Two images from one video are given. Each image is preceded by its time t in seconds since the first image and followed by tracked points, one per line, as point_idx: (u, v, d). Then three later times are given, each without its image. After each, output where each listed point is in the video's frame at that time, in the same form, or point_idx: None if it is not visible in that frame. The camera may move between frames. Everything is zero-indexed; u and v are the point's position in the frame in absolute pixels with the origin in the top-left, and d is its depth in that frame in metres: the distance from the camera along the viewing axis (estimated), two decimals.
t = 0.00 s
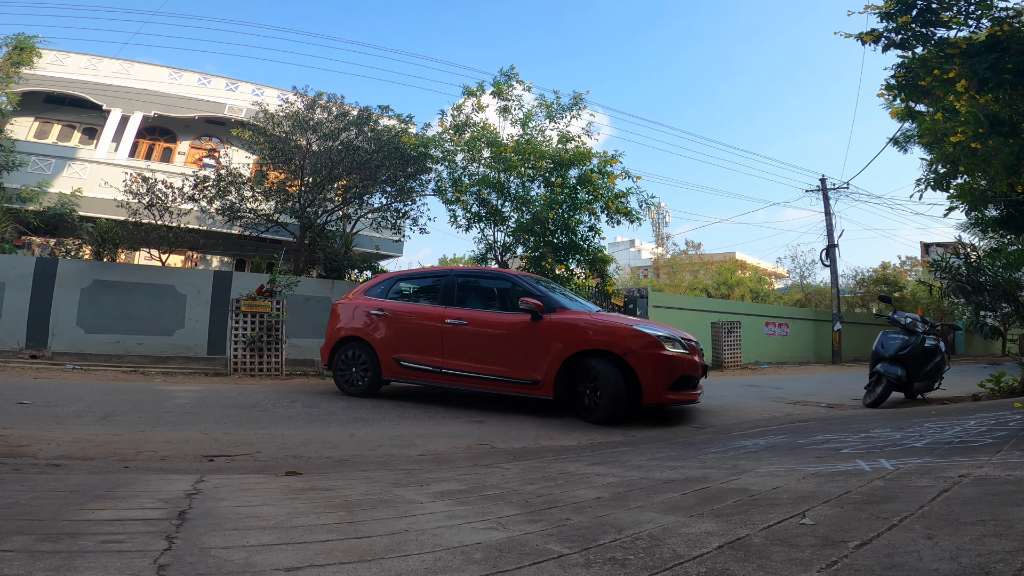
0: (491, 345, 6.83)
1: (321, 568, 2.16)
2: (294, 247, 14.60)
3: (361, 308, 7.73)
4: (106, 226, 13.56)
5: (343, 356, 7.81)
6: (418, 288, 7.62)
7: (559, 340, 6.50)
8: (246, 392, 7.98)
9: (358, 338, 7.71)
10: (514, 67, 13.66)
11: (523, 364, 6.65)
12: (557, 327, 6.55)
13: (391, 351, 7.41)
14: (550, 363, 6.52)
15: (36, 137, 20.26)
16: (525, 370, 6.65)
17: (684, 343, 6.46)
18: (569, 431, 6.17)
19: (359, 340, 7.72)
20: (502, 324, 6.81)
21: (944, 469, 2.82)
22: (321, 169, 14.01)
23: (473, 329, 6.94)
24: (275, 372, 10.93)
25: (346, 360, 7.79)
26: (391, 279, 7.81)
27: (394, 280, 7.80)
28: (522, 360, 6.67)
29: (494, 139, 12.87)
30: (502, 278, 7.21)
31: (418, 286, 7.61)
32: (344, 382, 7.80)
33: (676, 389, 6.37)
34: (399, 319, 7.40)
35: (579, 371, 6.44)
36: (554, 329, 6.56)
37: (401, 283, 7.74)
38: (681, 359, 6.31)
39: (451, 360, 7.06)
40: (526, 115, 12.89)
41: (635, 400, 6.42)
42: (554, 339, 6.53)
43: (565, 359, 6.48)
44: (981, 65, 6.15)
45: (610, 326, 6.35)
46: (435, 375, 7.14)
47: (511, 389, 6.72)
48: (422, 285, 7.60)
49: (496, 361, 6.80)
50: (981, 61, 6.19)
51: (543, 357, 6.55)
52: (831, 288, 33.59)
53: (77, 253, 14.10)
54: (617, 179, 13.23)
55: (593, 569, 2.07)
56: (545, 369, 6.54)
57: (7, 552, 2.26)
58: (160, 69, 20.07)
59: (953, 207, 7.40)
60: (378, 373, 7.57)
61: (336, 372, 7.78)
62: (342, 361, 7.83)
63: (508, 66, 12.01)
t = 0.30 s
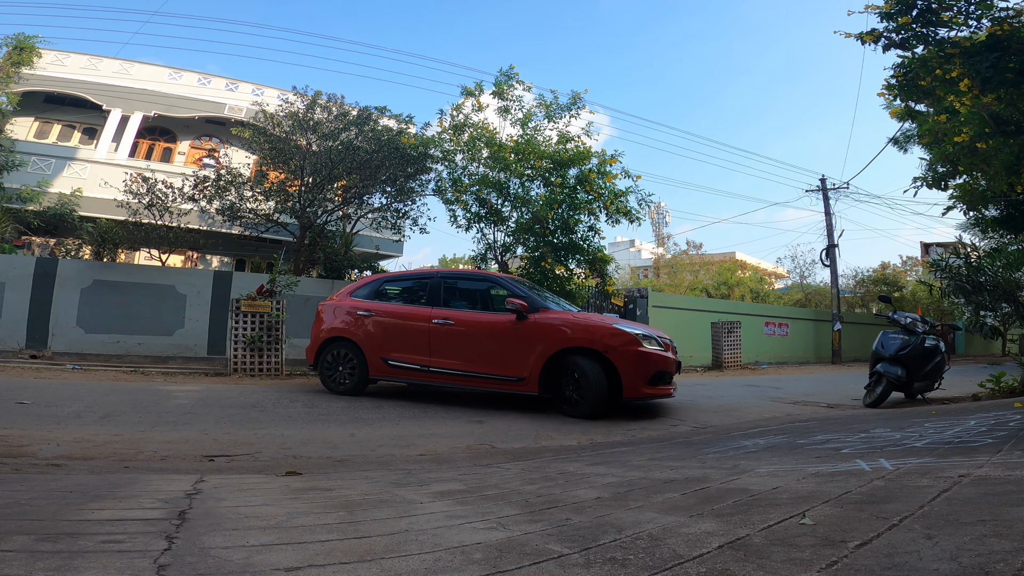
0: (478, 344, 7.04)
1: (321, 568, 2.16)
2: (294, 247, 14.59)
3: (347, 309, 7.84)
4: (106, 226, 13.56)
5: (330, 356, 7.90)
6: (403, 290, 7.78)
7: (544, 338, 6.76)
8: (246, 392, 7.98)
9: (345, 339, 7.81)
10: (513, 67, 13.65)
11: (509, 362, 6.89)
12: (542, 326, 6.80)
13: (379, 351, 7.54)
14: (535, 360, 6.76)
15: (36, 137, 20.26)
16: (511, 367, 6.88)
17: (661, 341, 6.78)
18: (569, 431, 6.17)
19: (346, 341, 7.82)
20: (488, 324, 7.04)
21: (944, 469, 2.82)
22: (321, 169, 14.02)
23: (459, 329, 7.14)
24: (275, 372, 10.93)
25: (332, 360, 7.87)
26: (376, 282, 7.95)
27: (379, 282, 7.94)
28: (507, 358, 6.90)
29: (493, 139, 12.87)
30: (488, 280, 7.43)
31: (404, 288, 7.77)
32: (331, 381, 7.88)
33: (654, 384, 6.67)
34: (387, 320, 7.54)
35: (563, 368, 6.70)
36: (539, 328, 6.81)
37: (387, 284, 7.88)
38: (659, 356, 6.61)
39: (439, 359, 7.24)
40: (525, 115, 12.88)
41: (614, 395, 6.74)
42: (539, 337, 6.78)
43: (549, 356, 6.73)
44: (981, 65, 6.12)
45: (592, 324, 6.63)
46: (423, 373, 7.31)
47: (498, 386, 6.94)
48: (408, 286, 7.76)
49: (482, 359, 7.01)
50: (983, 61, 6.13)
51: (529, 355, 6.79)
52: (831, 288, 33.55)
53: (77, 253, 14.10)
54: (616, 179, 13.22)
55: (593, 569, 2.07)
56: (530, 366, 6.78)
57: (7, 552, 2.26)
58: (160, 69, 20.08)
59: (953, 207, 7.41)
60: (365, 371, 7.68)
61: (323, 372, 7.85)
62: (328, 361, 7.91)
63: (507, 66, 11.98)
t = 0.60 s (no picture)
0: (464, 343, 7.20)
1: (322, 568, 2.17)
2: (294, 246, 14.57)
3: (332, 309, 7.83)
4: (106, 226, 13.56)
5: (314, 356, 7.88)
6: (388, 290, 7.83)
7: (529, 338, 6.98)
8: (246, 392, 7.98)
9: (330, 338, 7.81)
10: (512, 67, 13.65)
11: (495, 361, 7.08)
12: (528, 325, 7.02)
13: (366, 349, 7.59)
14: (521, 359, 6.98)
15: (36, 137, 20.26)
16: (497, 365, 7.08)
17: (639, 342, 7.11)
18: (568, 431, 6.18)
19: (331, 340, 7.83)
20: (474, 325, 7.20)
21: (943, 469, 2.83)
22: (321, 169, 14.02)
23: (446, 329, 7.28)
24: (275, 372, 10.92)
25: (318, 360, 7.86)
26: (361, 282, 7.98)
27: (363, 282, 7.98)
28: (494, 357, 7.09)
29: (492, 139, 12.87)
30: (476, 281, 7.58)
31: (389, 288, 7.83)
32: (316, 380, 7.85)
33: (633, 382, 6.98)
34: (374, 319, 7.59)
35: (548, 366, 6.94)
36: (524, 328, 7.03)
37: (372, 283, 7.92)
38: (638, 355, 6.93)
39: (426, 358, 7.35)
40: (525, 115, 12.87)
41: (596, 392, 7.02)
42: (524, 337, 7.00)
43: (535, 356, 6.96)
44: (980, 65, 6.13)
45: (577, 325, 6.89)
46: (411, 372, 7.41)
47: (485, 384, 7.13)
48: (395, 285, 7.83)
49: (469, 359, 7.18)
50: (982, 61, 6.15)
51: (515, 354, 7.00)
52: (831, 288, 33.53)
53: (77, 253, 14.10)
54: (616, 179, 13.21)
55: (594, 569, 2.07)
56: (516, 365, 7.00)
57: (7, 551, 2.26)
58: (160, 69, 20.08)
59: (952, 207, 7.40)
60: (352, 370, 7.70)
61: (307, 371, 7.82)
62: (313, 360, 7.89)
63: (506, 67, 11.98)
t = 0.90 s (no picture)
0: (452, 343, 7.28)
1: (321, 568, 2.16)
2: (294, 246, 14.57)
3: (319, 308, 7.80)
4: (106, 226, 13.56)
5: (301, 356, 7.84)
6: (375, 290, 7.84)
7: (516, 337, 7.11)
8: (246, 392, 7.98)
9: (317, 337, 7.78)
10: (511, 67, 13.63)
11: (483, 359, 7.18)
12: (515, 326, 7.16)
13: (354, 349, 7.59)
14: (509, 358, 7.11)
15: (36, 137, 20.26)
16: (485, 364, 7.19)
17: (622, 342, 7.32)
18: (568, 430, 6.19)
19: (318, 340, 7.80)
20: (463, 325, 7.28)
21: (944, 469, 2.83)
22: (321, 169, 14.01)
23: (435, 329, 7.34)
24: (275, 372, 10.92)
25: (305, 359, 7.82)
26: (347, 282, 7.96)
27: (350, 282, 7.97)
28: (481, 356, 7.20)
29: (491, 139, 12.87)
30: (464, 282, 7.65)
31: (376, 288, 7.84)
32: (304, 380, 7.81)
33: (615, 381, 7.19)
34: (362, 319, 7.59)
35: (535, 364, 7.10)
36: (511, 328, 7.16)
37: (358, 283, 7.92)
38: (621, 355, 7.14)
39: (415, 357, 7.40)
40: (524, 115, 12.86)
41: (580, 390, 7.21)
42: (511, 337, 7.12)
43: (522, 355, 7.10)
44: (978, 66, 6.13)
45: (563, 325, 7.05)
46: (399, 371, 7.45)
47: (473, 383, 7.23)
48: (382, 286, 7.84)
49: (456, 358, 7.26)
50: (980, 61, 6.13)
51: (503, 353, 7.13)
52: (831, 288, 33.52)
53: (77, 253, 14.11)
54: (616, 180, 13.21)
55: (594, 569, 2.07)
56: (504, 363, 7.12)
57: (7, 552, 2.26)
58: (160, 69, 20.08)
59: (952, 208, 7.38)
60: (340, 368, 7.70)
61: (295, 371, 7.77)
62: (299, 360, 7.85)
63: (505, 66, 11.98)
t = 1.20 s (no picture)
0: (444, 342, 7.30)
1: (321, 568, 2.16)
2: (294, 246, 14.57)
3: (310, 309, 7.76)
4: (106, 226, 13.56)
5: (293, 356, 7.81)
6: (365, 290, 7.83)
7: (506, 336, 7.16)
8: (246, 392, 7.97)
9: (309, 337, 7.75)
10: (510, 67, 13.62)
11: (474, 358, 7.22)
12: (505, 324, 7.20)
13: (346, 348, 7.57)
14: (500, 356, 7.16)
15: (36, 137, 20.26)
16: (476, 362, 7.22)
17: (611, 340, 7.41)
18: (568, 430, 6.19)
19: (310, 340, 7.78)
20: (454, 324, 7.31)
21: (943, 469, 2.83)
22: (321, 169, 14.00)
23: (426, 328, 7.35)
24: (274, 372, 10.92)
25: (297, 359, 7.80)
26: (337, 282, 7.93)
27: (340, 283, 7.94)
28: (472, 354, 7.23)
29: (491, 139, 12.87)
30: (454, 281, 7.65)
31: (366, 288, 7.83)
32: (296, 380, 7.78)
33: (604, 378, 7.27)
34: (353, 318, 7.58)
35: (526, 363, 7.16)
36: (501, 327, 7.20)
37: (349, 284, 7.90)
38: (610, 352, 7.23)
39: (407, 356, 7.41)
40: (524, 115, 12.86)
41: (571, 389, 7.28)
42: (502, 335, 7.17)
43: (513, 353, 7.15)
44: (979, 67, 6.19)
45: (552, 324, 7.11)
46: (391, 370, 7.45)
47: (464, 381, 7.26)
48: (373, 286, 7.82)
49: (447, 356, 7.28)
50: (980, 62, 6.21)
51: (493, 351, 7.17)
52: (831, 288, 33.53)
53: (77, 253, 14.11)
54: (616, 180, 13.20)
55: (593, 569, 2.07)
56: (495, 361, 7.16)
57: (7, 552, 2.26)
58: (160, 69, 20.07)
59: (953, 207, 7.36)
60: (332, 368, 7.68)
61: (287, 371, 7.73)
62: (291, 360, 7.82)
63: (504, 66, 11.95)
